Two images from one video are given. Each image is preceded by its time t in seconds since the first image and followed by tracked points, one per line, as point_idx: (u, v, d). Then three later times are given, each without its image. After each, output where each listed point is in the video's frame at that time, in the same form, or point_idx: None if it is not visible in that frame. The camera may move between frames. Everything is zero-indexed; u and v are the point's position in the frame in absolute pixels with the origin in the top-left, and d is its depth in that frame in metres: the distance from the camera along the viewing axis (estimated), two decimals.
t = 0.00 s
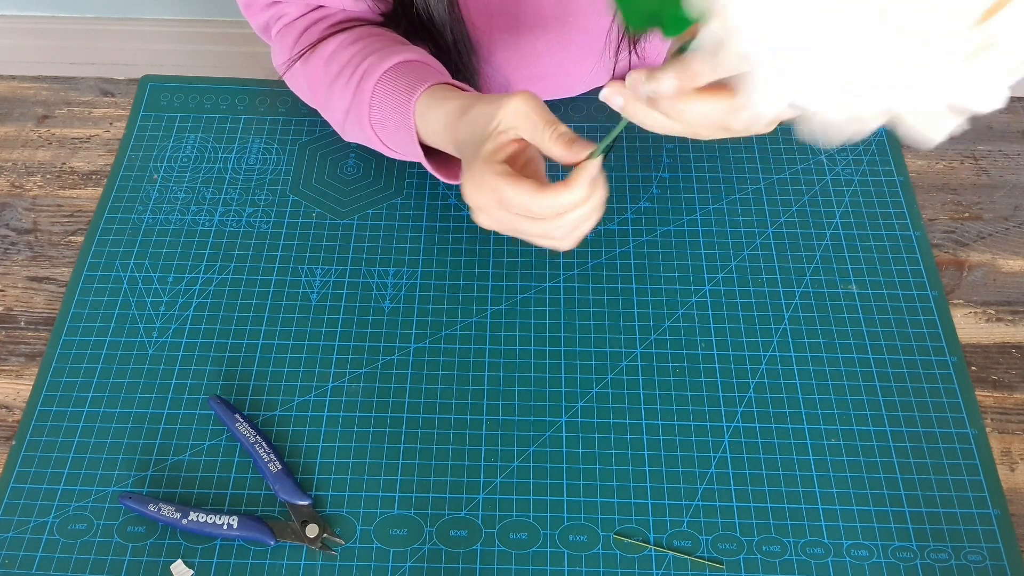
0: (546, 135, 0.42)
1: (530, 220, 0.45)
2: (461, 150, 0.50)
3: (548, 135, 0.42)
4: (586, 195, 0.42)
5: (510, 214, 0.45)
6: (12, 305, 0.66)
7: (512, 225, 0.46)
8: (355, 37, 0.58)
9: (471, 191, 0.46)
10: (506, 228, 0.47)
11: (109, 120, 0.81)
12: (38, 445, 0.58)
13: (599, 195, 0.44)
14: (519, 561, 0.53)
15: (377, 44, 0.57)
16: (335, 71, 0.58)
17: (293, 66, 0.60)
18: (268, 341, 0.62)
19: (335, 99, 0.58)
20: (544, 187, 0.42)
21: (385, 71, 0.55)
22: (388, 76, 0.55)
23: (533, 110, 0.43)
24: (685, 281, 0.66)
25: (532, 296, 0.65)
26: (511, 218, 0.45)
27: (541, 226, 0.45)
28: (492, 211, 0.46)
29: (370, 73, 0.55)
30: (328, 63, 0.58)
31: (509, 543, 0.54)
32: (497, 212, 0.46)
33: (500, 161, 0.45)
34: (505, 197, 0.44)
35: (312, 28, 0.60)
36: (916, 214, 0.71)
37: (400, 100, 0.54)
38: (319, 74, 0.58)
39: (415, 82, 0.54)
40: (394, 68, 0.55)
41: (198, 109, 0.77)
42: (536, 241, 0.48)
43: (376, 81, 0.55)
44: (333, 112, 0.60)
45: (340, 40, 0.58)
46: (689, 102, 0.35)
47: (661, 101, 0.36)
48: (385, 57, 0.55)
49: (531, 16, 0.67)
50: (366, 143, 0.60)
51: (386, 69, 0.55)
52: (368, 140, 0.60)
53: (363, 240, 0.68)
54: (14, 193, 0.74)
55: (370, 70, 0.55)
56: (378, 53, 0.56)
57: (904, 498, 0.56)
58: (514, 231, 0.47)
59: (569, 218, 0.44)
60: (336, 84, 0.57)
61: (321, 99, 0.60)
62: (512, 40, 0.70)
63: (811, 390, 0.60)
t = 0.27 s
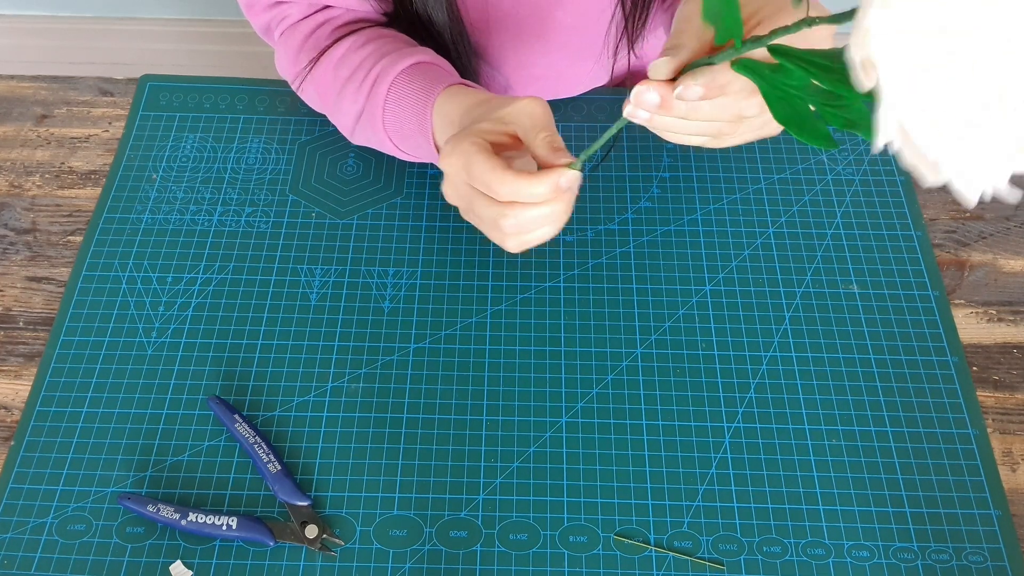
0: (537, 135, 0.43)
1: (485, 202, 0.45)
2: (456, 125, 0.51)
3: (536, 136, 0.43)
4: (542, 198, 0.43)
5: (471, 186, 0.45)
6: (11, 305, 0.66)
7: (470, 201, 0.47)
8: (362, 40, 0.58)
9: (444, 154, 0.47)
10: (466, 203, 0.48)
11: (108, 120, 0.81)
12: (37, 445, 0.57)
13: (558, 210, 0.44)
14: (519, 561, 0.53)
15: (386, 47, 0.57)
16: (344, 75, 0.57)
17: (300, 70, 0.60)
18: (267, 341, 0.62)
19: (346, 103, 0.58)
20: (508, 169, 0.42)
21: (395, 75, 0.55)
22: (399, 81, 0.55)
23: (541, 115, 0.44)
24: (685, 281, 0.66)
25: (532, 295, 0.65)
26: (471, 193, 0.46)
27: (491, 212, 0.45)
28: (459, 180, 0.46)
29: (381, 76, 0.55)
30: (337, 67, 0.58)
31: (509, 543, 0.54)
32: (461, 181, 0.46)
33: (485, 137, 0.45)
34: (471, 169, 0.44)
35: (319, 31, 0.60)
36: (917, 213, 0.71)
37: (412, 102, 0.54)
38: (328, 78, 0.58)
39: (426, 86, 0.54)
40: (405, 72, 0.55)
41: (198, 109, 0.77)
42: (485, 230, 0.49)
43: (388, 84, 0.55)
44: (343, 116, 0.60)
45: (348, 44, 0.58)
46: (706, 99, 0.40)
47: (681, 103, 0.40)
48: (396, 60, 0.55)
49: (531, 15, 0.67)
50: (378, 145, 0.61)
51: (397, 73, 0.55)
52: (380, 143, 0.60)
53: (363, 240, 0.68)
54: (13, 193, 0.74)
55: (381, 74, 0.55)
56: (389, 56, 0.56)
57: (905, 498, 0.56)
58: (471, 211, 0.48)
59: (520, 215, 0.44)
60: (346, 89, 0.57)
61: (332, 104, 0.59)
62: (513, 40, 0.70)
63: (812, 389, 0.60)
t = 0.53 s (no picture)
0: (511, 149, 0.41)
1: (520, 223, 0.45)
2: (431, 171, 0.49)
3: (513, 147, 0.41)
4: (563, 194, 0.42)
5: (493, 218, 0.45)
6: (11, 305, 0.66)
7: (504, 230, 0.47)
8: (338, 34, 0.57)
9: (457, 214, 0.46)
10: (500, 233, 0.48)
11: (108, 120, 0.81)
12: (37, 445, 0.57)
13: (580, 187, 0.44)
14: (518, 561, 0.53)
15: (357, 42, 0.56)
16: (315, 69, 0.57)
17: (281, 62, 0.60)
18: (267, 341, 0.62)
19: (315, 95, 0.58)
20: (519, 192, 0.42)
21: (359, 71, 0.54)
22: (361, 76, 0.54)
23: (492, 124, 0.42)
24: (685, 281, 0.66)
25: (532, 295, 0.65)
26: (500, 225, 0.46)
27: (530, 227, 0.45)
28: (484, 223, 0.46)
29: (346, 71, 0.54)
30: (310, 61, 0.57)
31: (509, 544, 0.54)
32: (487, 223, 0.46)
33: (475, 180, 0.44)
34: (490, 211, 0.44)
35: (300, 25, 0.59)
36: (917, 213, 0.71)
37: (372, 100, 0.53)
38: (303, 71, 0.58)
39: (386, 82, 0.52)
40: (369, 67, 0.54)
41: (197, 109, 0.77)
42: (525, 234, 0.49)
43: (351, 79, 0.54)
44: (316, 108, 0.59)
45: (323, 38, 0.57)
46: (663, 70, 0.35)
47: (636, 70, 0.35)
48: (361, 55, 0.54)
49: (525, 18, 0.66)
50: (345, 141, 0.60)
51: (360, 69, 0.54)
52: (344, 138, 0.59)
53: (363, 240, 0.68)
54: (13, 193, 0.74)
55: (346, 68, 0.54)
56: (356, 52, 0.55)
57: (904, 498, 0.56)
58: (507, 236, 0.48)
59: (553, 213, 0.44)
60: (316, 82, 0.57)
61: (304, 94, 0.59)
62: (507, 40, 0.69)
63: (812, 390, 0.60)
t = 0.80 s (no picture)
0: (531, 118, 0.39)
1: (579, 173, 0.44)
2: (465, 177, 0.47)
3: (531, 116, 0.39)
4: (606, 123, 0.41)
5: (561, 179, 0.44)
6: (11, 305, 0.66)
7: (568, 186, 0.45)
8: (337, 40, 0.57)
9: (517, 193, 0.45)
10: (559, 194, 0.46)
11: (108, 120, 0.81)
12: (37, 445, 0.57)
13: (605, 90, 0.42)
14: (518, 561, 0.53)
15: (356, 49, 0.56)
16: (314, 76, 0.57)
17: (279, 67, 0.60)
18: (267, 342, 0.62)
19: (313, 101, 0.58)
20: (573, 141, 0.41)
21: (358, 80, 0.54)
22: (361, 84, 0.54)
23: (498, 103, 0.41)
24: (685, 280, 0.66)
25: (532, 295, 0.65)
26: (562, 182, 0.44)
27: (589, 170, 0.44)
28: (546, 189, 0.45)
29: (344, 78, 0.55)
30: (309, 68, 0.58)
31: (509, 544, 0.54)
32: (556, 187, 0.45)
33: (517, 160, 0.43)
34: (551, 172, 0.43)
35: (299, 30, 0.59)
36: (917, 213, 0.71)
37: (370, 108, 0.53)
38: (302, 77, 0.58)
39: (385, 91, 0.53)
40: (368, 76, 0.54)
41: (197, 109, 0.77)
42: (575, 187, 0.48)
43: (350, 87, 0.55)
44: (314, 114, 0.60)
45: (322, 44, 0.57)
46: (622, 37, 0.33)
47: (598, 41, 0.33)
48: (361, 63, 0.54)
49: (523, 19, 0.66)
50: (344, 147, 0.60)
51: (360, 78, 0.54)
52: (340, 144, 0.60)
53: (363, 240, 0.68)
54: (13, 193, 0.74)
55: (345, 76, 0.55)
56: (354, 60, 0.55)
57: (904, 498, 0.56)
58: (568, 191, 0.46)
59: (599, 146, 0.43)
60: (315, 88, 0.57)
61: (302, 100, 0.59)
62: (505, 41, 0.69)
63: (812, 390, 0.60)
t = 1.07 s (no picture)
0: (523, 125, 0.41)
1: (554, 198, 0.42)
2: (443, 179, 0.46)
3: (525, 124, 0.41)
4: (562, 180, 0.41)
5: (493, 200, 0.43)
6: (12, 306, 0.66)
7: (537, 212, 0.43)
8: (341, 34, 0.57)
9: (484, 196, 0.43)
10: (526, 222, 0.44)
11: (108, 120, 0.81)
12: (38, 445, 0.58)
13: (580, 186, 0.43)
14: (519, 561, 0.53)
15: (361, 41, 0.56)
16: (320, 68, 0.57)
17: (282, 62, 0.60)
18: (268, 342, 0.62)
19: (319, 95, 0.57)
20: (528, 166, 0.41)
21: (365, 70, 0.54)
22: (367, 75, 0.54)
23: (509, 103, 0.42)
24: (685, 281, 0.66)
25: (532, 296, 0.65)
26: (532, 203, 0.43)
27: (564, 199, 0.42)
28: (514, 203, 0.43)
29: (350, 70, 0.54)
30: (314, 61, 0.57)
31: (510, 543, 0.54)
32: (479, 204, 0.44)
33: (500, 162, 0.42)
34: (495, 185, 0.42)
35: (302, 25, 0.59)
36: (916, 213, 0.71)
37: (377, 99, 0.53)
38: (306, 71, 0.58)
39: (393, 81, 0.52)
40: (375, 67, 0.54)
41: (198, 109, 0.77)
42: (544, 227, 0.46)
43: (357, 78, 0.54)
44: (319, 108, 0.59)
45: (327, 38, 0.57)
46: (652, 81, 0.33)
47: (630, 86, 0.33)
48: (366, 55, 0.54)
49: (517, 16, 0.66)
50: (349, 140, 0.59)
51: (367, 68, 0.54)
52: (348, 137, 0.59)
53: (363, 240, 0.68)
54: (14, 193, 0.74)
55: (351, 67, 0.54)
56: (360, 52, 0.55)
57: (904, 498, 0.56)
58: (535, 220, 0.44)
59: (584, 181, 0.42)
60: (320, 81, 0.57)
61: (307, 95, 0.59)
62: (501, 38, 0.69)
63: (811, 390, 0.60)
